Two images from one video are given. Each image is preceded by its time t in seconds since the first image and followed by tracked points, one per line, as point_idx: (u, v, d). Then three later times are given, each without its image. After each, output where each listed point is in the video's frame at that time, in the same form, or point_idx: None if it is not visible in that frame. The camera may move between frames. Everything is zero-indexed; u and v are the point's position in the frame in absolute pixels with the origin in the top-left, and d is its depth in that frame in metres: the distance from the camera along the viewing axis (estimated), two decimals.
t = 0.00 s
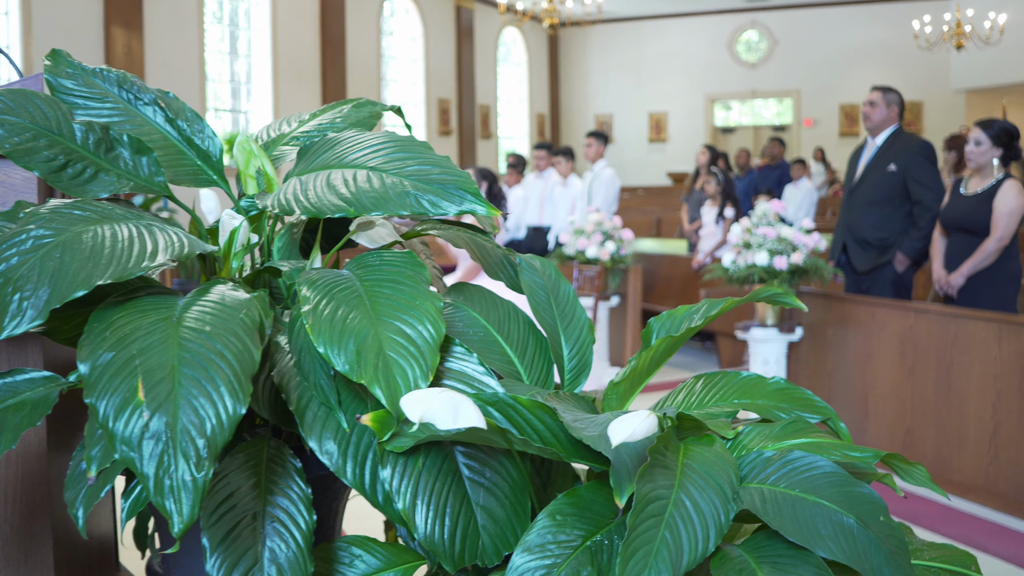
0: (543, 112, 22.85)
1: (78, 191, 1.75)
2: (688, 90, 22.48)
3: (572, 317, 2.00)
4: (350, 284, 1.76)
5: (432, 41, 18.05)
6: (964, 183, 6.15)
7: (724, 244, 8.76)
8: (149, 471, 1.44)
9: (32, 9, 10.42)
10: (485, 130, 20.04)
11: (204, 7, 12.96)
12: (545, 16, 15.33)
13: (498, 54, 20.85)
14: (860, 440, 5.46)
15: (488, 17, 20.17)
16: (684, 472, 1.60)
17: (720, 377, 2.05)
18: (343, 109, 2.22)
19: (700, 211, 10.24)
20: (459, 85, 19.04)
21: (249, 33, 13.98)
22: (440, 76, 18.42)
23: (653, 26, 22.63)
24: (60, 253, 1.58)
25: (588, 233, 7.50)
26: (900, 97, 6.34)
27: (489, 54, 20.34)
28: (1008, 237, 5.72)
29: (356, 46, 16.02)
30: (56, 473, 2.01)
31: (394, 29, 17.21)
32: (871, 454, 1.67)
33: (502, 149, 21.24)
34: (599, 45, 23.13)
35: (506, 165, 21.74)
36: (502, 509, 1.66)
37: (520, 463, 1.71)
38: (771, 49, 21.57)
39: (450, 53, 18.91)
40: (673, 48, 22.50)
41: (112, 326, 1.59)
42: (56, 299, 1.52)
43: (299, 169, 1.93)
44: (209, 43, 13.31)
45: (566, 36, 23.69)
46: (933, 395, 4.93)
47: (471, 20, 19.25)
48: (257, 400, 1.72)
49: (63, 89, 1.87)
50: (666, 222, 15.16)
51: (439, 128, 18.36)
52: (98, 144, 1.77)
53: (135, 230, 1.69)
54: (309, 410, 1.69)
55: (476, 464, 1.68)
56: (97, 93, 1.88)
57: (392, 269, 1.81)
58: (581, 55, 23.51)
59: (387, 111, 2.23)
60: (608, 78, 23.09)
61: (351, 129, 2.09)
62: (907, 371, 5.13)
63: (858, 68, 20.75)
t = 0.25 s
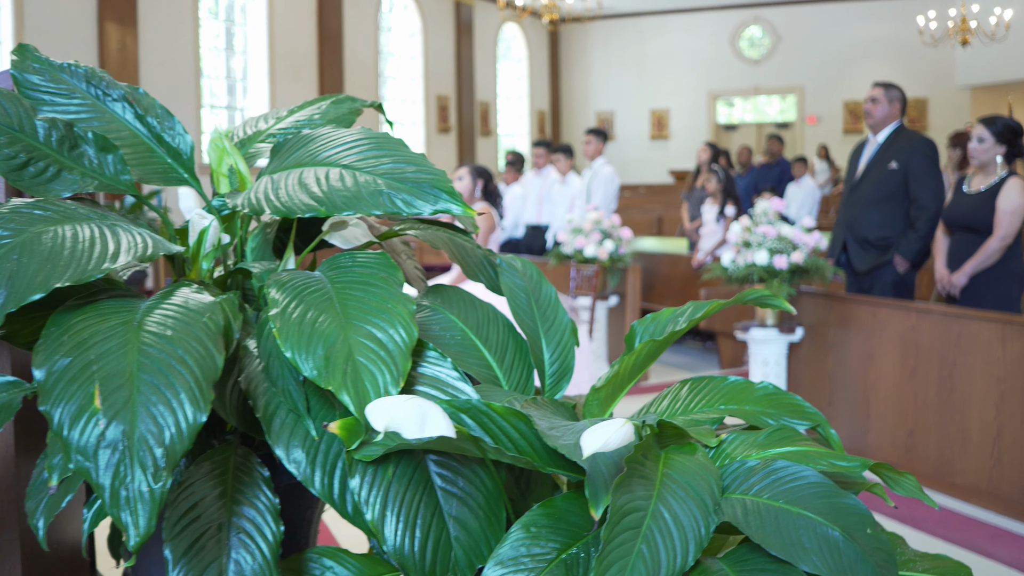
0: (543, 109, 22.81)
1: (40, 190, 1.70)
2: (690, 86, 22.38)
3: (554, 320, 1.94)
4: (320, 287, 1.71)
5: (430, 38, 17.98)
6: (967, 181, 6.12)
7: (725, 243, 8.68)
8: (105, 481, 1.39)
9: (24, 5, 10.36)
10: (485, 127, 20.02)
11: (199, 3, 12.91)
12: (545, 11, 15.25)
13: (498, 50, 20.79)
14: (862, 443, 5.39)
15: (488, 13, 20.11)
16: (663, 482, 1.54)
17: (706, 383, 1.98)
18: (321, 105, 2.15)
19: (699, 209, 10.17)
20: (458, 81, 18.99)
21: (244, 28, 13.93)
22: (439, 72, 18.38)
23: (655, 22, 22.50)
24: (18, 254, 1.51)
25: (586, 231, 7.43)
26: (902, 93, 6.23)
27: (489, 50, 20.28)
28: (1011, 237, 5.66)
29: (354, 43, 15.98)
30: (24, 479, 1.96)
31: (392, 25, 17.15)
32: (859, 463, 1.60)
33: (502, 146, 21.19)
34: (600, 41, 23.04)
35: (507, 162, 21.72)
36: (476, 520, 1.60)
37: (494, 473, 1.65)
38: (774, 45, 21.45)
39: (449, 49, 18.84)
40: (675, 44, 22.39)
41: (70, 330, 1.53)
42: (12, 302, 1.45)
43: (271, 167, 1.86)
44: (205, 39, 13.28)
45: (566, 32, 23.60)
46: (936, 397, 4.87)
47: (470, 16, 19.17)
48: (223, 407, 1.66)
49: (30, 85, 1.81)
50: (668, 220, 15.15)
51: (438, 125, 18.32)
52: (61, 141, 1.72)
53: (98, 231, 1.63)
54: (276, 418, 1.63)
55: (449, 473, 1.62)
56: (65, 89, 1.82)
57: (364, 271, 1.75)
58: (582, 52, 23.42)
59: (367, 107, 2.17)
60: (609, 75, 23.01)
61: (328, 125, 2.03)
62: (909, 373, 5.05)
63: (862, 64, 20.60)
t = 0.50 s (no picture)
0: (543, 107, 22.78)
1: None
2: (694, 83, 22.29)
3: (529, 324, 1.89)
4: (281, 291, 1.65)
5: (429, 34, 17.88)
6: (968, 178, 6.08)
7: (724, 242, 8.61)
8: (48, 496, 1.34)
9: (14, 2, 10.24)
10: (485, 124, 19.95)
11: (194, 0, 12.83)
12: (545, 7, 15.17)
13: (498, 46, 20.71)
14: (863, 446, 5.35)
15: (488, 9, 20.03)
16: (632, 496, 1.48)
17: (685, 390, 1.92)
18: (294, 103, 2.09)
19: (697, 208, 10.10)
20: (457, 77, 18.88)
21: (240, 24, 13.83)
22: (438, 69, 18.30)
23: (657, 17, 22.38)
24: None
25: (584, 231, 7.34)
26: (903, 90, 6.14)
27: (489, 47, 20.19)
28: (1014, 235, 5.62)
29: (351, 40, 15.89)
30: None
31: (390, 21, 17.04)
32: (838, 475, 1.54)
33: (503, 143, 21.13)
34: (600, 39, 23.02)
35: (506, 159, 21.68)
36: (440, 534, 1.55)
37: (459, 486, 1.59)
38: (778, 41, 21.33)
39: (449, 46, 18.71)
40: (678, 40, 22.29)
41: (17, 337, 1.48)
42: None
43: (236, 167, 1.81)
44: (201, 37, 13.20)
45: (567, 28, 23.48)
46: (937, 400, 4.84)
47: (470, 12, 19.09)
48: (181, 415, 1.61)
49: None
50: (668, 219, 15.03)
51: (437, 123, 18.30)
52: (15, 141, 1.66)
53: (50, 233, 1.57)
54: (234, 428, 1.58)
55: (412, 486, 1.57)
56: (24, 86, 1.77)
57: (328, 275, 1.69)
58: (583, 48, 23.31)
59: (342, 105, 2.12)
60: (610, 71, 22.94)
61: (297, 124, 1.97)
62: (910, 375, 5.01)
63: (866, 61, 20.48)
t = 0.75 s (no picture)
0: (545, 103, 22.75)
1: None
2: (696, 79, 22.15)
3: (498, 328, 1.83)
4: (236, 296, 1.60)
5: (426, 31, 18.00)
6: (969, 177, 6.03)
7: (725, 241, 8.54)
8: None
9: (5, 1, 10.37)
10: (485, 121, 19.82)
11: None
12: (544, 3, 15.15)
13: (498, 42, 20.74)
14: (862, 450, 5.34)
15: (487, 6, 20.08)
16: (593, 509, 1.42)
17: (659, 396, 1.86)
18: (261, 100, 2.03)
19: (698, 206, 10.05)
20: (456, 75, 18.93)
21: (236, 21, 13.91)
22: (436, 65, 18.40)
23: (658, 13, 22.28)
24: None
25: (580, 229, 7.31)
26: (903, 86, 6.07)
27: (488, 43, 20.23)
28: (1016, 234, 5.56)
29: (347, 37, 15.98)
30: None
31: (387, 18, 17.13)
32: (810, 488, 1.47)
33: (503, 141, 21.15)
34: (602, 34, 22.91)
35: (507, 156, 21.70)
36: (397, 549, 1.49)
37: (417, 498, 1.53)
38: (782, 36, 21.17)
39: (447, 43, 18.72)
40: (680, 36, 22.18)
41: None
42: None
43: (195, 167, 1.75)
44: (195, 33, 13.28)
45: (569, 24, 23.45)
46: (937, 402, 4.82)
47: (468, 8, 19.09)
48: (133, 425, 1.56)
49: None
50: (669, 217, 14.90)
51: (435, 120, 18.38)
52: None
53: None
54: (185, 438, 1.53)
55: (368, 497, 1.51)
56: None
57: (285, 279, 1.64)
58: (584, 44, 23.27)
59: (313, 102, 2.06)
60: (611, 68, 22.87)
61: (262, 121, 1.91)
62: (910, 377, 4.99)
63: (870, 56, 20.21)
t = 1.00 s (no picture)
0: (545, 100, 22.85)
1: None
2: (698, 75, 22.15)
3: (464, 330, 1.78)
4: (186, 297, 1.55)
5: (426, 27, 18.31)
6: (971, 174, 6.00)
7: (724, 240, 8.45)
8: None
9: None
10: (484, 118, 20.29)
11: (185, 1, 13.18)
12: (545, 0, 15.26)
13: (498, 38, 20.90)
14: (862, 451, 5.45)
15: (486, 3, 20.26)
16: (550, 520, 1.36)
17: (632, 400, 1.80)
18: (227, 94, 1.98)
19: (698, 204, 10.04)
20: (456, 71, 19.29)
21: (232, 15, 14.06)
22: (435, 60, 18.69)
23: (661, 9, 22.34)
24: None
25: (578, 227, 7.25)
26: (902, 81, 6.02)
27: (488, 40, 20.39)
28: (1018, 233, 5.50)
29: (346, 33, 16.14)
30: None
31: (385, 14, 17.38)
32: (779, 498, 1.41)
33: (504, 137, 21.23)
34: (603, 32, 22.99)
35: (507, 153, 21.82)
36: (349, 560, 1.44)
37: (370, 507, 1.48)
38: (786, 32, 21.05)
39: (446, 39, 18.93)
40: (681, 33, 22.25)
41: None
42: None
43: (151, 163, 1.70)
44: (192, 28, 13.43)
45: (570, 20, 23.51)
46: (937, 403, 4.90)
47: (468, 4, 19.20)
48: (80, 430, 1.51)
49: None
50: (670, 215, 14.79)
51: (434, 116, 18.81)
52: None
53: None
54: (131, 445, 1.48)
55: (319, 506, 1.46)
56: None
57: (239, 279, 1.58)
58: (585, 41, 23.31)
59: (281, 97, 2.00)
60: (613, 65, 22.91)
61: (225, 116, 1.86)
62: (910, 379, 5.07)
63: (876, 52, 20.09)
